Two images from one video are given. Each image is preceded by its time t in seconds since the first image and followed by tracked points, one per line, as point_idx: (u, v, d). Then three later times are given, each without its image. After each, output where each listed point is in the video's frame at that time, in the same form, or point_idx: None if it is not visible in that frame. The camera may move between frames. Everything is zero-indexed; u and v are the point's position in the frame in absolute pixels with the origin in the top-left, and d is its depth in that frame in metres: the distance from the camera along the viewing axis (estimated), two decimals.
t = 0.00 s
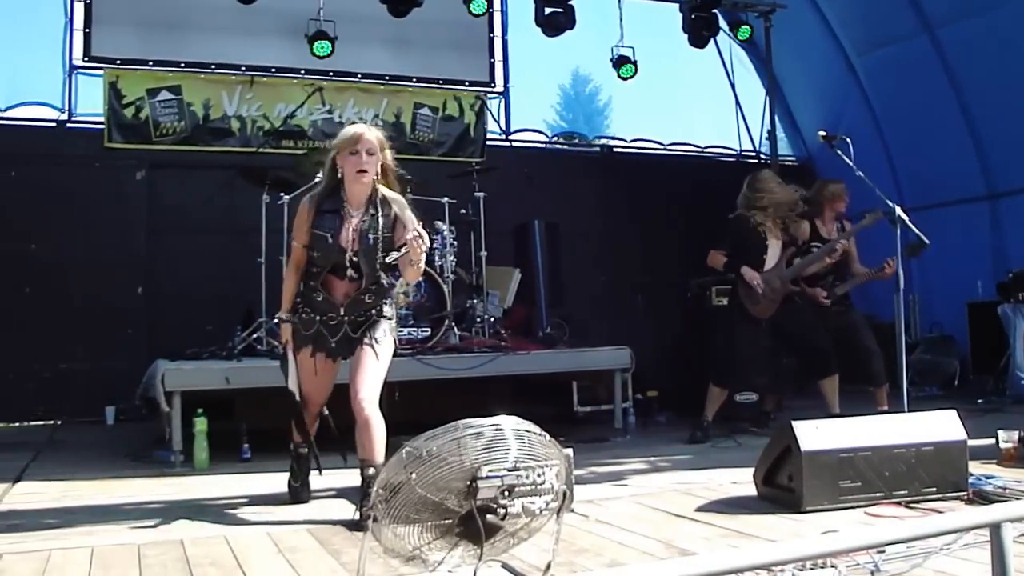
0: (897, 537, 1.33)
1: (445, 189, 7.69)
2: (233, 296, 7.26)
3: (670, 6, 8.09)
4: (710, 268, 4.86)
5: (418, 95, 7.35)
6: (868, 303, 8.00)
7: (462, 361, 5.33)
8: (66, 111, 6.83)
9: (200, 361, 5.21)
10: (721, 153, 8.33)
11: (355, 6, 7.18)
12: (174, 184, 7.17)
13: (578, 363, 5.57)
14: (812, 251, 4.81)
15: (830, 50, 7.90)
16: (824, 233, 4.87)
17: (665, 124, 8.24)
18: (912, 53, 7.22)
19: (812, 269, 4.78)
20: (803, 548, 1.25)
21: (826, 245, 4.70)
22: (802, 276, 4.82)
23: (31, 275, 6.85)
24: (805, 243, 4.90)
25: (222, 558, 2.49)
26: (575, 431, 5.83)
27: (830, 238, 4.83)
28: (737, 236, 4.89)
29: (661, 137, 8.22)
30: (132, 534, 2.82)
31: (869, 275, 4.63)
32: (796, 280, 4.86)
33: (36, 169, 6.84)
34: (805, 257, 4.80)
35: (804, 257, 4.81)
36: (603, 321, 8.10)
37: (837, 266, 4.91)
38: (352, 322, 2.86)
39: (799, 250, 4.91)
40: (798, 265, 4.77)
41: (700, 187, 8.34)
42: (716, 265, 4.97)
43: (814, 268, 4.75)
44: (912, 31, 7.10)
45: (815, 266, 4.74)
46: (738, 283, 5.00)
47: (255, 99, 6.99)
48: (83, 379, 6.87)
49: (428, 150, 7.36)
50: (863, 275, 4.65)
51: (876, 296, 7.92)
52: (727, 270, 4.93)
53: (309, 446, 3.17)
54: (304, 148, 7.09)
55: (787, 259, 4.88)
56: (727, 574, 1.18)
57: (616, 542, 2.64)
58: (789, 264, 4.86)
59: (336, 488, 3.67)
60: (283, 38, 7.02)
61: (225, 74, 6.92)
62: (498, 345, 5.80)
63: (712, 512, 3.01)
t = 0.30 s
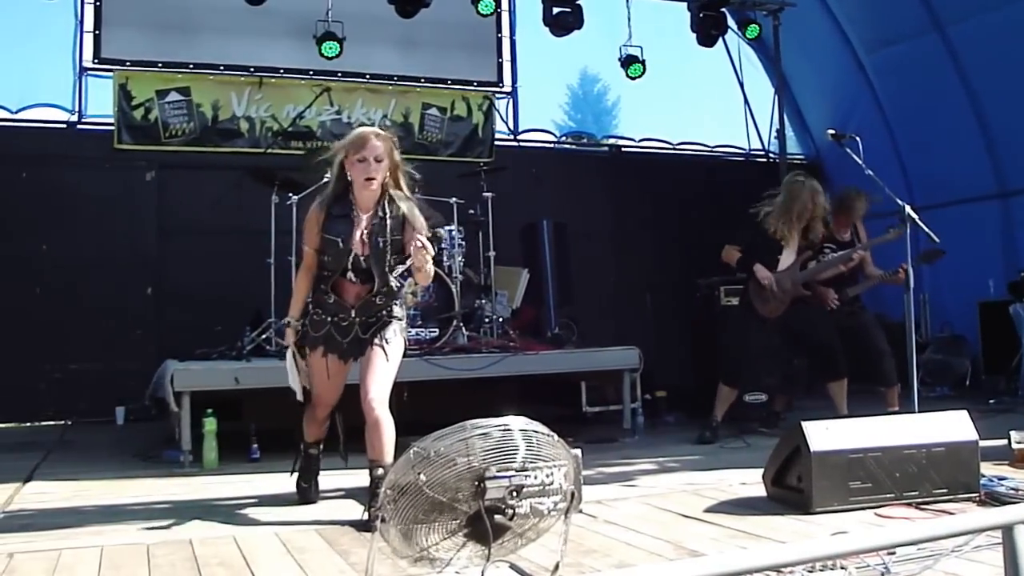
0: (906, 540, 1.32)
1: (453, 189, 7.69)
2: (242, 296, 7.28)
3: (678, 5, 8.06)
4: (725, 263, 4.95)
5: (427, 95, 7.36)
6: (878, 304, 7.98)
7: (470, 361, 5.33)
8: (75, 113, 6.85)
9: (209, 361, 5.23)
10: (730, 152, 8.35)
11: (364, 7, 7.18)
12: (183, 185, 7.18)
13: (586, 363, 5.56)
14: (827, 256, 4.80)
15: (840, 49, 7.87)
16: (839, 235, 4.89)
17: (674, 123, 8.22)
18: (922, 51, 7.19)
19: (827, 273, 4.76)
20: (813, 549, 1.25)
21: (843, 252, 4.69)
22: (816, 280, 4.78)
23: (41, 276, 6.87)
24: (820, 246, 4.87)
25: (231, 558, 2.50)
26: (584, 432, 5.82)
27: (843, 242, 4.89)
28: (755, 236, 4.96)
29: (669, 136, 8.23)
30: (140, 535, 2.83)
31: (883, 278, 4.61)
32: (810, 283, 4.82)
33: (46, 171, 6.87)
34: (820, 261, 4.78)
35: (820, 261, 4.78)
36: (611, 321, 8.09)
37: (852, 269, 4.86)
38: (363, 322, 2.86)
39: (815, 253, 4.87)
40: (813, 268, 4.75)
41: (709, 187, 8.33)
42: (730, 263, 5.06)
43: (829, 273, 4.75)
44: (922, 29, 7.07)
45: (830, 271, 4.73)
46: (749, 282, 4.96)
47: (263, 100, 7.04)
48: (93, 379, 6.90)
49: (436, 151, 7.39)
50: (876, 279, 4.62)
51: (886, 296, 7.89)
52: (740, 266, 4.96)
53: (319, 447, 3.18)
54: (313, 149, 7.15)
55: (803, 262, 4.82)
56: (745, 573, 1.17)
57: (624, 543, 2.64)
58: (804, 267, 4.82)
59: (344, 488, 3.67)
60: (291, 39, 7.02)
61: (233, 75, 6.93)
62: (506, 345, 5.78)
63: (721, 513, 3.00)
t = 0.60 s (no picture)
0: (910, 541, 1.31)
1: (458, 189, 7.69)
2: (247, 296, 7.29)
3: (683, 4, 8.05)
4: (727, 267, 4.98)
5: (431, 95, 7.38)
6: (883, 303, 7.96)
7: (475, 362, 5.32)
8: (80, 114, 6.88)
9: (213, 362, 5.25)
10: (734, 152, 8.35)
11: (368, 7, 7.18)
12: (188, 186, 7.20)
13: (592, 364, 5.55)
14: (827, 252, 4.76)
15: (845, 49, 7.85)
16: (835, 232, 4.82)
17: (678, 123, 8.21)
18: (928, 50, 7.16)
19: (829, 269, 4.73)
20: (819, 549, 1.24)
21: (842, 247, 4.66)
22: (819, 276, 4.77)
23: (46, 276, 6.89)
24: (819, 243, 4.83)
25: (235, 559, 2.49)
26: (589, 432, 5.81)
27: (840, 238, 4.81)
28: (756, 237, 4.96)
29: (674, 137, 8.22)
30: (145, 535, 2.84)
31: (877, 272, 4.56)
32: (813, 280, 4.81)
33: (52, 172, 6.89)
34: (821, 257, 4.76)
35: (821, 257, 4.77)
36: (616, 320, 8.08)
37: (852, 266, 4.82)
38: (370, 320, 2.87)
39: (816, 250, 4.84)
40: (816, 265, 4.72)
41: (713, 188, 8.32)
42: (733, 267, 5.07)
43: (831, 268, 4.71)
44: (928, 29, 7.05)
45: (833, 266, 4.69)
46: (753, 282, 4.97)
47: (268, 100, 7.05)
48: (98, 380, 6.91)
49: (441, 151, 7.40)
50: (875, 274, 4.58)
51: (892, 296, 7.87)
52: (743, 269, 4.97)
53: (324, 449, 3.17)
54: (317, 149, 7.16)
55: (805, 259, 4.82)
56: (750, 574, 1.16)
57: (629, 543, 2.63)
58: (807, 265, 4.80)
59: (349, 489, 3.67)
60: (295, 40, 7.03)
61: (238, 75, 6.94)
62: (512, 346, 5.76)
63: (726, 514, 2.99)
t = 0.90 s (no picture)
0: (910, 540, 1.30)
1: (458, 189, 7.68)
2: (247, 296, 7.28)
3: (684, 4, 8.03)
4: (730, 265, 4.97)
5: (432, 95, 7.39)
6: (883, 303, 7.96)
7: (476, 362, 5.32)
8: (80, 113, 6.87)
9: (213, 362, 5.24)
10: (735, 152, 8.34)
11: (369, 7, 7.16)
12: (187, 185, 7.19)
13: (592, 364, 5.54)
14: (833, 257, 4.73)
15: (846, 49, 7.84)
16: (842, 236, 4.79)
17: (679, 123, 8.20)
18: (930, 51, 7.15)
19: (834, 276, 4.71)
20: (820, 548, 1.22)
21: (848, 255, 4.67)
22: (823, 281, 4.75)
23: (46, 277, 6.88)
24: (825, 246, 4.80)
25: (234, 560, 2.48)
26: (590, 432, 5.80)
27: (846, 241, 4.79)
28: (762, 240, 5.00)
29: (675, 137, 8.21)
30: (144, 536, 2.83)
31: (883, 276, 4.57)
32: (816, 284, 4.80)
33: (51, 172, 6.88)
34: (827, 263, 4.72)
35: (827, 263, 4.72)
36: (616, 321, 8.07)
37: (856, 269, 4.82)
38: (366, 320, 2.84)
39: (821, 254, 4.80)
40: (820, 270, 4.70)
41: (713, 188, 8.31)
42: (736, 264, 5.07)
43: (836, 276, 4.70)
44: (929, 29, 7.03)
45: (838, 273, 4.68)
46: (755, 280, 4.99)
47: (268, 100, 7.04)
48: (98, 380, 6.91)
49: (441, 151, 7.39)
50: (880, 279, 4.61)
51: (893, 296, 7.86)
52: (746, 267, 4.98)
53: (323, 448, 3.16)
54: (318, 149, 7.15)
55: (809, 265, 4.78)
56: (750, 574, 1.14)
57: (630, 543, 2.62)
58: (810, 270, 4.78)
59: (349, 490, 3.66)
60: (296, 39, 7.02)
61: (238, 75, 6.94)
62: (512, 347, 5.75)
63: (727, 514, 2.98)
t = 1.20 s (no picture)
0: (901, 541, 1.31)
1: (451, 190, 7.68)
2: (239, 298, 7.27)
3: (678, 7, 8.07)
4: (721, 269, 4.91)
5: (425, 95, 7.36)
6: (875, 305, 7.98)
7: (469, 363, 5.32)
8: (72, 113, 6.83)
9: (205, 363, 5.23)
10: (728, 154, 8.33)
11: (362, 8, 7.16)
12: (180, 186, 7.17)
13: (585, 366, 5.55)
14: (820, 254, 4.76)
15: (838, 52, 7.87)
16: (830, 234, 4.84)
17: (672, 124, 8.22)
18: (921, 54, 7.18)
19: (821, 271, 4.73)
20: (812, 549, 1.23)
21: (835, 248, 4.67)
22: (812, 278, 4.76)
23: (36, 278, 6.85)
24: (812, 244, 4.83)
25: (225, 562, 2.48)
26: (583, 434, 5.80)
27: (835, 240, 4.84)
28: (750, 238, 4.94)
29: (669, 139, 8.22)
30: (136, 538, 2.82)
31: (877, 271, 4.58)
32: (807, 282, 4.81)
33: (42, 173, 6.86)
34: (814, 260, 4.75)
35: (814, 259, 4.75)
36: (609, 322, 8.08)
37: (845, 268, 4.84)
38: (359, 324, 2.86)
39: (808, 252, 4.84)
40: (808, 266, 4.72)
41: (706, 190, 8.33)
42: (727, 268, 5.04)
43: (823, 271, 4.71)
44: (921, 32, 7.06)
45: (825, 267, 4.69)
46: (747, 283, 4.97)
47: (261, 101, 7.02)
48: (89, 381, 6.88)
49: (434, 152, 7.38)
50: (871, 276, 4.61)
51: (884, 297, 7.89)
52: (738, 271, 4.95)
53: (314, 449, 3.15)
54: (311, 150, 7.13)
55: (797, 262, 4.80)
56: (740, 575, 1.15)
57: (622, 544, 2.62)
58: (799, 267, 4.80)
59: (341, 492, 3.66)
60: (289, 40, 7.01)
61: (231, 76, 6.92)
62: (505, 348, 5.74)
63: (720, 515, 2.98)
